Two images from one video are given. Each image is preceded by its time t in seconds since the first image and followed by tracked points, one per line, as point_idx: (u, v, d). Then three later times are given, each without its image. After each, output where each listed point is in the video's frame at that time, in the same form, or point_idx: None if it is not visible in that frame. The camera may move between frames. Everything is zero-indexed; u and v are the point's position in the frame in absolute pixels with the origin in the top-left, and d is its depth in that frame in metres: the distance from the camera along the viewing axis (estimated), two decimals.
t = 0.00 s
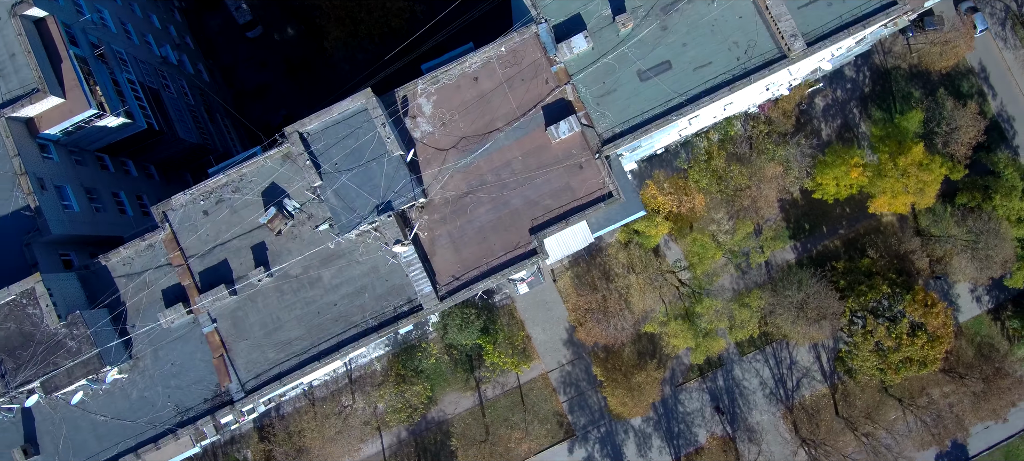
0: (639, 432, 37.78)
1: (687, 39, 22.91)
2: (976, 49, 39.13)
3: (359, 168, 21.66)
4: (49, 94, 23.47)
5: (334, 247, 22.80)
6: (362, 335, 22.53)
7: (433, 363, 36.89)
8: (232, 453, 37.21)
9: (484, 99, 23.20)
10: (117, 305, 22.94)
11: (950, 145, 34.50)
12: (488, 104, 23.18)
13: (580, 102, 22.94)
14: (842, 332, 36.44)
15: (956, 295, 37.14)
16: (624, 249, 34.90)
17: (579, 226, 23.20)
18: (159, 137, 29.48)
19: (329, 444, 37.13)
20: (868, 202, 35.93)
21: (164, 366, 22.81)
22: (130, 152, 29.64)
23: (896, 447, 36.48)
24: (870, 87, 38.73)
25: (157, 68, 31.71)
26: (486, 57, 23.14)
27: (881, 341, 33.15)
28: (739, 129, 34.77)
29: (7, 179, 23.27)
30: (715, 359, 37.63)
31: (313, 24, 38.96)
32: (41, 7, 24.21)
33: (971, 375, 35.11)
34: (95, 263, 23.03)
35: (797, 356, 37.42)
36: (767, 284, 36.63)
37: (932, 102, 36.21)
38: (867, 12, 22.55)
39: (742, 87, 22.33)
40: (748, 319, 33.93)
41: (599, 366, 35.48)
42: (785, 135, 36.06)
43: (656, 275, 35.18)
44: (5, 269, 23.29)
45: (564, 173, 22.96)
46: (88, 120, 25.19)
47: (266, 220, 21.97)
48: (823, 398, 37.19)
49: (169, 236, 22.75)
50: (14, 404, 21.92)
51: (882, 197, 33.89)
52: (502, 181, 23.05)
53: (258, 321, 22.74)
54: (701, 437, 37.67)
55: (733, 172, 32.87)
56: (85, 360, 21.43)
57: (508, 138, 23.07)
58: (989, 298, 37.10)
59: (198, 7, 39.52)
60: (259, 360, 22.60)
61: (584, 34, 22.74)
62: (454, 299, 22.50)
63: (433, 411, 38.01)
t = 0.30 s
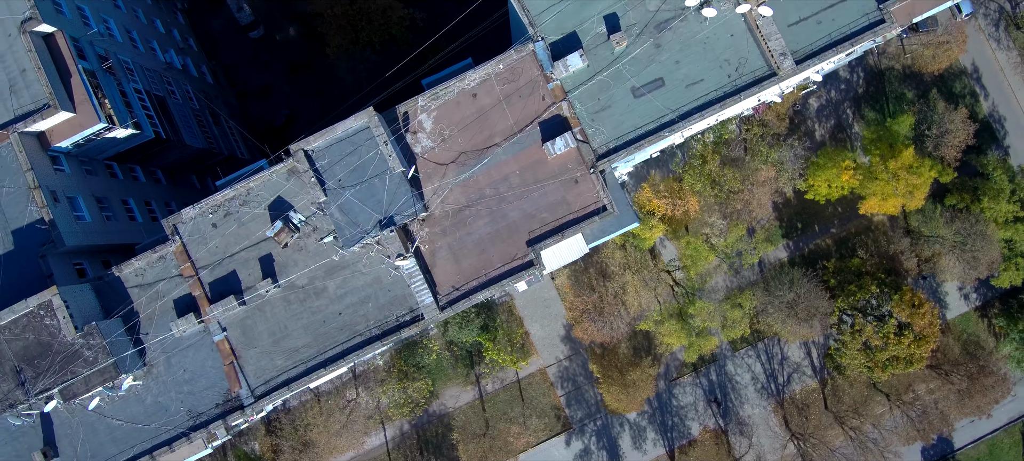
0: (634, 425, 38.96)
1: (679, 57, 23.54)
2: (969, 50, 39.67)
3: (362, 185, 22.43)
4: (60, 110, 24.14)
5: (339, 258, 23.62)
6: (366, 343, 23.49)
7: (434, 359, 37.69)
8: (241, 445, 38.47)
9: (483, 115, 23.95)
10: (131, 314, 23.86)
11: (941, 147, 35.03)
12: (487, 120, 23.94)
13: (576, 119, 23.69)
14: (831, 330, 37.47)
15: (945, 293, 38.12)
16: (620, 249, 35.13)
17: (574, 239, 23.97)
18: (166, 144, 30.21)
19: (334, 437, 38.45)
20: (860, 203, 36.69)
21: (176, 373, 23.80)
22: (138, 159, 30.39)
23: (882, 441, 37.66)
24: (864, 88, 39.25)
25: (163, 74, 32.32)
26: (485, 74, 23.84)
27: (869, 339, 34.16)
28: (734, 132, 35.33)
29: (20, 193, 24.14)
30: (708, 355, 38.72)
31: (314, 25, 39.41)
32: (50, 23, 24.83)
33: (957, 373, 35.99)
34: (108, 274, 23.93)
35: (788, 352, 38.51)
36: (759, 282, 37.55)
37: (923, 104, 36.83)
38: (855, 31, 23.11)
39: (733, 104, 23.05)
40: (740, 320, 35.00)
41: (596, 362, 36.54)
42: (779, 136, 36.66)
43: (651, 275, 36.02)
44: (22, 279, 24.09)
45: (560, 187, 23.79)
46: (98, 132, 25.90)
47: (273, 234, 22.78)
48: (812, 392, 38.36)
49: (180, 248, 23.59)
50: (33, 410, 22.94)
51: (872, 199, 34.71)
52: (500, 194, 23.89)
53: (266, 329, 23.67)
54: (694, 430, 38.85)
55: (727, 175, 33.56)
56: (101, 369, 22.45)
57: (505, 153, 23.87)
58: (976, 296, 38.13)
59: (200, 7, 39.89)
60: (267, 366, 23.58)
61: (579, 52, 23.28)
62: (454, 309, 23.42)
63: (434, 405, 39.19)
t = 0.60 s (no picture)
0: (630, 431, 39.96)
1: (671, 85, 24.34)
2: (960, 63, 40.36)
3: (365, 210, 23.28)
4: (72, 136, 24.94)
5: (343, 280, 24.46)
6: (369, 362, 24.39)
7: (435, 367, 38.64)
8: (247, 450, 39.49)
9: (482, 142, 24.83)
10: (144, 334, 24.79)
11: (930, 163, 35.78)
12: (486, 146, 24.82)
13: (572, 145, 24.49)
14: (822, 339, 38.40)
15: (934, 303, 38.99)
16: (616, 260, 36.25)
17: (570, 260, 24.77)
18: (174, 163, 31.04)
19: (338, 443, 39.34)
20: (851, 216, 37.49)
21: (187, 390, 24.72)
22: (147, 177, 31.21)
23: (870, 448, 38.85)
24: (856, 101, 39.94)
25: (170, 93, 33.13)
26: (483, 102, 24.75)
27: (858, 350, 35.05)
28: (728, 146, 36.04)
29: (35, 216, 25.00)
30: (702, 363, 39.64)
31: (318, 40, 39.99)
32: (61, 51, 25.63)
33: (946, 382, 37.50)
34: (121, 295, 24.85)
35: (780, 360, 39.43)
36: (753, 292, 38.42)
37: (914, 119, 37.57)
38: (842, 60, 23.86)
39: (723, 132, 23.87)
40: (732, 330, 35.93)
41: (593, 371, 37.46)
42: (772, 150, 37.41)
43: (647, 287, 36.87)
44: (38, 300, 24.78)
45: (556, 211, 24.64)
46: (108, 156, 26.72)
47: (279, 257, 23.64)
48: (804, 400, 39.29)
49: (189, 270, 24.44)
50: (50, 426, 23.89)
51: (863, 213, 35.48)
52: (499, 218, 24.74)
53: (273, 348, 24.58)
54: (688, 436, 39.84)
55: (720, 190, 34.34)
56: (116, 388, 23.43)
57: (503, 179, 24.76)
58: (965, 305, 39.00)
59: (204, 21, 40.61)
60: (274, 384, 24.51)
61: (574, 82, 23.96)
62: (454, 329, 24.30)
63: (435, 411, 40.15)
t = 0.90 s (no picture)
0: (625, 442, 40.88)
1: (663, 117, 25.25)
2: (950, 82, 41.15)
3: (368, 239, 24.19)
4: (84, 166, 25.77)
5: (347, 305, 25.36)
6: (371, 384, 25.29)
7: (435, 380, 39.55)
8: None
9: (480, 172, 25.70)
10: (154, 357, 25.72)
11: (919, 183, 36.69)
12: (483, 176, 25.69)
13: (566, 176, 25.46)
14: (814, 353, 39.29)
15: (924, 317, 39.87)
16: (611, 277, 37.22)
17: (566, 288, 25.88)
18: (181, 185, 31.93)
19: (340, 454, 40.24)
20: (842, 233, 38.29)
21: (196, 411, 25.61)
22: (155, 199, 32.05)
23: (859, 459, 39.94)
24: (848, 119, 40.70)
25: (176, 116, 33.96)
26: (481, 134, 25.64)
27: (848, 366, 35.92)
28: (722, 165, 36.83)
29: (49, 244, 25.91)
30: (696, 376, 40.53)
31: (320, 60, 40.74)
32: (72, 83, 26.41)
33: (935, 398, 38.83)
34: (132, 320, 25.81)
35: (773, 373, 40.32)
36: (746, 307, 39.30)
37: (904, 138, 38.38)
38: (828, 94, 24.68)
39: (713, 162, 24.79)
40: (726, 346, 36.76)
41: (589, 385, 38.35)
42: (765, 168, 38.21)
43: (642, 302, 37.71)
44: (53, 326, 25.84)
45: (552, 239, 25.51)
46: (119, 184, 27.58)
47: (285, 283, 24.59)
48: (795, 411, 40.20)
49: (198, 296, 25.36)
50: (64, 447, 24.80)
51: (853, 231, 36.13)
52: (496, 245, 25.59)
53: (279, 371, 25.48)
54: (682, 447, 40.74)
55: (713, 209, 35.16)
56: (128, 411, 24.35)
57: (501, 207, 25.62)
58: (954, 320, 39.86)
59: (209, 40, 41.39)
60: (280, 405, 25.41)
61: (570, 114, 24.83)
62: (453, 353, 25.20)
63: (435, 422, 41.09)
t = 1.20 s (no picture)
0: (622, 456, 41.74)
1: (655, 151, 26.20)
2: (941, 104, 41.99)
3: (370, 270, 25.04)
4: (96, 198, 26.65)
5: (349, 333, 26.19)
6: (373, 409, 26.16)
7: (435, 396, 40.42)
8: None
9: (478, 203, 26.61)
10: (164, 383, 26.55)
11: (908, 204, 37.60)
12: (482, 207, 26.59)
13: (562, 207, 26.32)
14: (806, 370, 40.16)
15: (914, 334, 40.76)
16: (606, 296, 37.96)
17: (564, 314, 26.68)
18: (188, 210, 32.88)
19: None
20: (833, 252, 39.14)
21: (204, 434, 26.52)
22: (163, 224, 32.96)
23: None
24: (840, 140, 41.49)
25: (183, 141, 34.94)
26: (480, 167, 26.52)
27: (839, 384, 36.80)
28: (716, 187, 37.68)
29: (62, 273, 26.80)
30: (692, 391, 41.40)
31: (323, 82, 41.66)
32: (84, 117, 27.30)
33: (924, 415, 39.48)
34: (142, 347, 26.67)
35: (766, 389, 41.18)
36: (739, 325, 40.13)
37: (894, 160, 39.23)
38: (814, 129, 25.58)
39: (703, 195, 25.73)
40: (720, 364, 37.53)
41: (587, 401, 39.20)
42: (758, 189, 39.04)
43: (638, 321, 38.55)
44: (66, 352, 26.72)
45: (548, 268, 26.37)
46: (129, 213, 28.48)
47: (291, 312, 25.43)
48: (788, 426, 41.08)
49: (206, 324, 26.24)
50: None
51: (844, 251, 36.99)
52: (494, 274, 26.47)
53: (285, 396, 26.35)
54: None
55: (706, 231, 35.99)
56: (140, 435, 25.46)
57: (499, 237, 26.50)
58: (944, 336, 40.75)
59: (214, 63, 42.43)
60: (285, 429, 26.27)
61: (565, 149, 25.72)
62: (453, 378, 26.07)
63: (436, 436, 41.95)
